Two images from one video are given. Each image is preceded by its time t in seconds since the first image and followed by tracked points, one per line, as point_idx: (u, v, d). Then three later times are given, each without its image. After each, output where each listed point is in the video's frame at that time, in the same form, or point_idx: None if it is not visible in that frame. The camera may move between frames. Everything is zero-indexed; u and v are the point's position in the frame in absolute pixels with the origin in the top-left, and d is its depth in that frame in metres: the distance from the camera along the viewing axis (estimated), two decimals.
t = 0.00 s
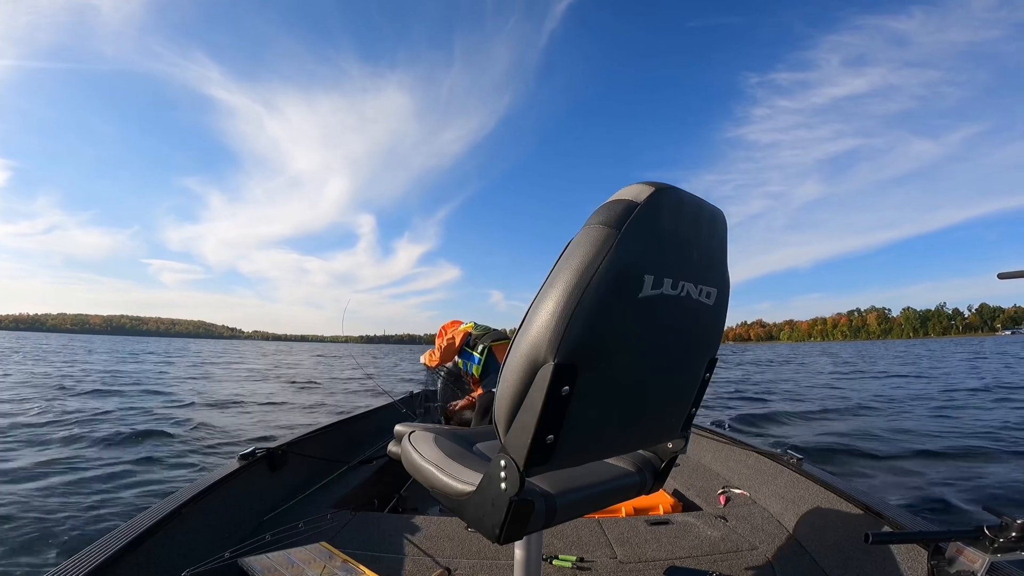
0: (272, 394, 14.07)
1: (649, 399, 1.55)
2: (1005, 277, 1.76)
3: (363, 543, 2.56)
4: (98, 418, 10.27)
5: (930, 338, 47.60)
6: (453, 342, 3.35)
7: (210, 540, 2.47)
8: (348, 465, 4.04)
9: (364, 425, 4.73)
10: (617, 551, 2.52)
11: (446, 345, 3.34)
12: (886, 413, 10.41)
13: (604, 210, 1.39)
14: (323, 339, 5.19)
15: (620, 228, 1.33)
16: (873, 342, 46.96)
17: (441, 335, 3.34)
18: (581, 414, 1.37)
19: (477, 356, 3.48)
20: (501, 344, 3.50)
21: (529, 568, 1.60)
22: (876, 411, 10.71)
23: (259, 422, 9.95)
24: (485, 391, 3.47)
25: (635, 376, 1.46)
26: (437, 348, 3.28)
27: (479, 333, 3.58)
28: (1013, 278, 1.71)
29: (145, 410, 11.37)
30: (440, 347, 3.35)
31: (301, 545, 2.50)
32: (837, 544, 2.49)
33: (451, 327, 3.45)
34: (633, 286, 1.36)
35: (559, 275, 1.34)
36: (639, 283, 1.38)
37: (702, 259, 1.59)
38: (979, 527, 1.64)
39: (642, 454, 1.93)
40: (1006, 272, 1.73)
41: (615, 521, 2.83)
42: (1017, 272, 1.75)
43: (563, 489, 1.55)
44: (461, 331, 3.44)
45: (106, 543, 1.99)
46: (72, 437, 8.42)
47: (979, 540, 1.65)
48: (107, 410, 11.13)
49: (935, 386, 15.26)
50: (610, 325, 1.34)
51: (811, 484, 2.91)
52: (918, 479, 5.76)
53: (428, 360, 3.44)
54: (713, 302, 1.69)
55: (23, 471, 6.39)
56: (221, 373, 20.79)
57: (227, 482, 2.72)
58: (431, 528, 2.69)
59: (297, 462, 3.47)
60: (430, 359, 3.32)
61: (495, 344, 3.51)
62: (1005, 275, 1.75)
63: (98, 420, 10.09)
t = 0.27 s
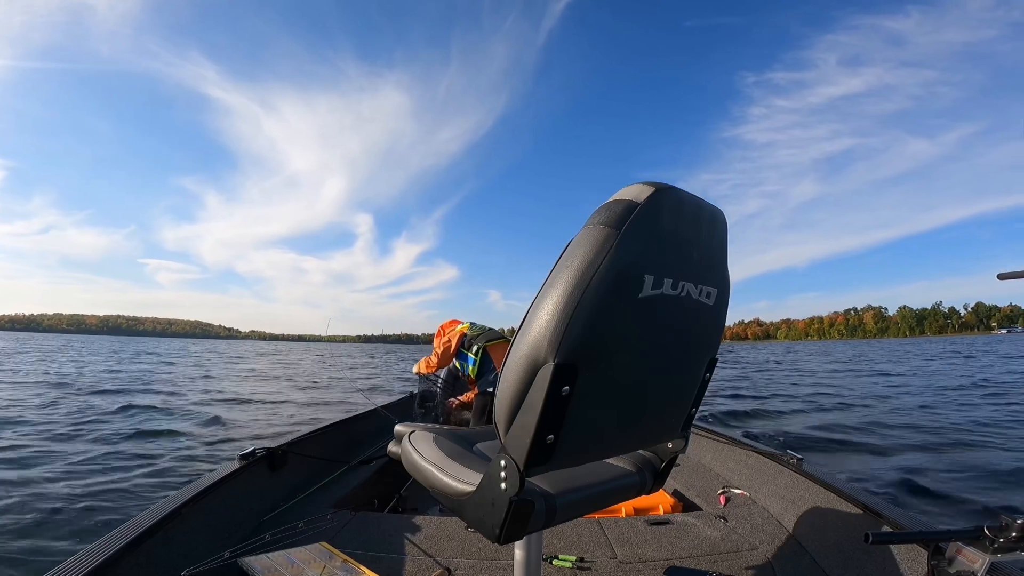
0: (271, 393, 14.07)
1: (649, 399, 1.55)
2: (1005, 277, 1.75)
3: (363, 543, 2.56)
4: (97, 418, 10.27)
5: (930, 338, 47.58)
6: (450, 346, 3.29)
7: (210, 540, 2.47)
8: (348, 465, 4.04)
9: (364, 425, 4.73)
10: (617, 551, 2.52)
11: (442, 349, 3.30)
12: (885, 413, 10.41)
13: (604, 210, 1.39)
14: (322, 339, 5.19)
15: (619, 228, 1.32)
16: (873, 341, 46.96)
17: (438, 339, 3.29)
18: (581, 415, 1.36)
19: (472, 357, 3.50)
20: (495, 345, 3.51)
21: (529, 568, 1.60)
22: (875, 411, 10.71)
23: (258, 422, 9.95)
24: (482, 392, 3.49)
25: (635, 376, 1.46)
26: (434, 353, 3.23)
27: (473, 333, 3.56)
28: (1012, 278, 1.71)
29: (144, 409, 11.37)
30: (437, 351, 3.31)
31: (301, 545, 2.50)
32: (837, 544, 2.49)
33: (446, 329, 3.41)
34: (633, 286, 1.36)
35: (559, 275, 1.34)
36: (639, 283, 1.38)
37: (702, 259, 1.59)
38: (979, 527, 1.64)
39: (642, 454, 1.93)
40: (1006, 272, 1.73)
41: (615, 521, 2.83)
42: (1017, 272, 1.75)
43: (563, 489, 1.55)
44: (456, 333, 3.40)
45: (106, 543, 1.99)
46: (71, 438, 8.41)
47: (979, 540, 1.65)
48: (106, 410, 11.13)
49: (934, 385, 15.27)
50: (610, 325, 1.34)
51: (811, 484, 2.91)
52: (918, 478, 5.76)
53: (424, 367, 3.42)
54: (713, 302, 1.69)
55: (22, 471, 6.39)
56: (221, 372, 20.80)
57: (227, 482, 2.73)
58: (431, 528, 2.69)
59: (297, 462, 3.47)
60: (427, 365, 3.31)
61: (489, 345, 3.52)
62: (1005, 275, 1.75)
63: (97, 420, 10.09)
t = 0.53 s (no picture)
0: (271, 393, 14.07)
1: (649, 399, 1.55)
2: (1006, 277, 1.75)
3: (363, 543, 2.56)
4: (97, 418, 10.26)
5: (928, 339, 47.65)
6: (450, 346, 3.29)
7: (210, 540, 2.47)
8: (348, 465, 4.03)
9: (364, 426, 4.73)
10: (617, 551, 2.52)
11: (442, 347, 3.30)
12: (884, 413, 10.43)
13: (604, 210, 1.39)
14: (322, 339, 5.19)
15: (619, 229, 1.33)
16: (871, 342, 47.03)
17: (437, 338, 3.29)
18: (581, 415, 1.36)
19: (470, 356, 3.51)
20: (493, 344, 3.52)
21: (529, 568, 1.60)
22: (874, 411, 10.73)
23: (258, 422, 9.95)
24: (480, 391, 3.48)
25: (635, 376, 1.46)
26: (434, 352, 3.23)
27: (471, 332, 3.57)
28: (1012, 278, 1.71)
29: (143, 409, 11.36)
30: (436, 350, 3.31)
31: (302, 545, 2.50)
32: (837, 544, 2.49)
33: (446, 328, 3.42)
34: (633, 286, 1.36)
35: (559, 276, 1.34)
36: (639, 283, 1.38)
37: (702, 259, 1.59)
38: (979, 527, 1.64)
39: (642, 454, 1.93)
40: (1006, 272, 1.73)
41: (615, 521, 2.83)
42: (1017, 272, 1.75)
43: (563, 489, 1.55)
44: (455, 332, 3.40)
45: (106, 543, 1.99)
46: (71, 438, 8.40)
47: (979, 540, 1.65)
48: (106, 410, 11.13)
49: (933, 386, 15.30)
50: (609, 325, 1.34)
51: (811, 484, 2.91)
52: (917, 479, 5.77)
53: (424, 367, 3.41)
54: (713, 302, 1.69)
55: (21, 471, 6.38)
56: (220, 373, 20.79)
57: (227, 482, 2.72)
58: (431, 527, 2.69)
59: (297, 462, 3.46)
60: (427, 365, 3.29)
61: (487, 344, 3.54)
62: (1005, 275, 1.75)
63: (97, 420, 10.09)
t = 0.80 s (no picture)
0: (270, 394, 14.08)
1: (649, 399, 1.55)
2: (1006, 277, 1.75)
3: (363, 543, 2.55)
4: (96, 418, 10.26)
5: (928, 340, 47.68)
6: (449, 347, 3.30)
7: (210, 539, 2.47)
8: (348, 465, 4.04)
9: (364, 426, 4.73)
10: (617, 551, 2.52)
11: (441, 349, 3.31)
12: (884, 414, 10.44)
13: (604, 210, 1.39)
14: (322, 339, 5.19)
15: (620, 229, 1.33)
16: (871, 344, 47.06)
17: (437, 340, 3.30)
18: (581, 415, 1.37)
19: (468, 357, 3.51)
20: (491, 344, 3.52)
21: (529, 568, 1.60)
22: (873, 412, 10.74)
23: (258, 422, 9.95)
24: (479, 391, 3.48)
25: (635, 376, 1.46)
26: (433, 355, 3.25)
27: (470, 332, 3.57)
28: (1012, 278, 1.71)
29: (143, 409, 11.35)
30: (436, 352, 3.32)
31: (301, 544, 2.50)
32: (837, 544, 2.49)
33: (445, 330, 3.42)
34: (633, 286, 1.36)
35: (559, 276, 1.34)
36: (639, 283, 1.38)
37: (702, 259, 1.59)
38: (979, 528, 1.64)
39: (642, 454, 1.93)
40: (1006, 272, 1.74)
41: (615, 521, 2.83)
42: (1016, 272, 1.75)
43: (563, 489, 1.55)
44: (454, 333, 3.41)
45: (105, 543, 1.99)
46: (70, 438, 8.40)
47: (979, 540, 1.65)
48: (105, 411, 11.12)
49: (932, 388, 15.31)
50: (609, 325, 1.34)
51: (811, 484, 2.91)
52: (917, 479, 5.77)
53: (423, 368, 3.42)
54: (713, 302, 1.69)
55: (21, 471, 6.38)
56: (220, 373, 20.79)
57: (227, 482, 2.72)
58: (430, 527, 2.69)
59: (297, 462, 3.46)
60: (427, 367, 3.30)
61: (485, 345, 3.54)
62: (1005, 275, 1.75)
63: (96, 420, 10.08)
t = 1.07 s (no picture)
0: (271, 394, 14.07)
1: (648, 399, 1.55)
2: (1006, 277, 1.75)
3: (363, 543, 2.55)
4: (97, 418, 10.26)
5: (928, 341, 47.70)
6: (448, 351, 3.31)
7: (210, 539, 2.47)
8: (348, 465, 4.04)
9: (364, 426, 4.73)
10: (617, 551, 2.52)
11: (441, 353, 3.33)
12: (884, 415, 10.44)
13: (604, 210, 1.39)
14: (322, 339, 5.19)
15: (620, 228, 1.33)
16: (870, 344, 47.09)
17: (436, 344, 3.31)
18: (580, 415, 1.37)
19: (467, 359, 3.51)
20: (490, 344, 3.52)
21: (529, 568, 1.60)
22: (873, 412, 10.74)
23: (258, 422, 9.95)
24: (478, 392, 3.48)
25: (635, 376, 1.46)
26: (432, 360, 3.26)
27: (468, 333, 3.58)
28: (1013, 278, 1.71)
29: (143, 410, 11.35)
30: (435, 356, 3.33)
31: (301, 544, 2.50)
32: (837, 544, 2.49)
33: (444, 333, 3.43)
34: (633, 286, 1.36)
35: (559, 276, 1.34)
36: (639, 283, 1.38)
37: (702, 259, 1.58)
38: (979, 528, 1.64)
39: (642, 454, 1.93)
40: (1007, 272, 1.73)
41: (615, 521, 2.83)
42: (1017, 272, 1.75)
43: (563, 489, 1.55)
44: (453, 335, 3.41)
45: (105, 543, 1.99)
46: (70, 438, 8.40)
47: (979, 541, 1.65)
48: (106, 411, 11.12)
49: (932, 388, 15.33)
50: (609, 325, 1.34)
51: (811, 484, 2.91)
52: (917, 479, 5.77)
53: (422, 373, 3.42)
54: (713, 302, 1.69)
55: (21, 472, 6.38)
56: (220, 373, 20.80)
57: (227, 482, 2.72)
58: (430, 527, 2.69)
59: (297, 462, 3.46)
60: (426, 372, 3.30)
61: (484, 346, 3.55)
62: (1005, 275, 1.75)
63: (97, 420, 10.09)
